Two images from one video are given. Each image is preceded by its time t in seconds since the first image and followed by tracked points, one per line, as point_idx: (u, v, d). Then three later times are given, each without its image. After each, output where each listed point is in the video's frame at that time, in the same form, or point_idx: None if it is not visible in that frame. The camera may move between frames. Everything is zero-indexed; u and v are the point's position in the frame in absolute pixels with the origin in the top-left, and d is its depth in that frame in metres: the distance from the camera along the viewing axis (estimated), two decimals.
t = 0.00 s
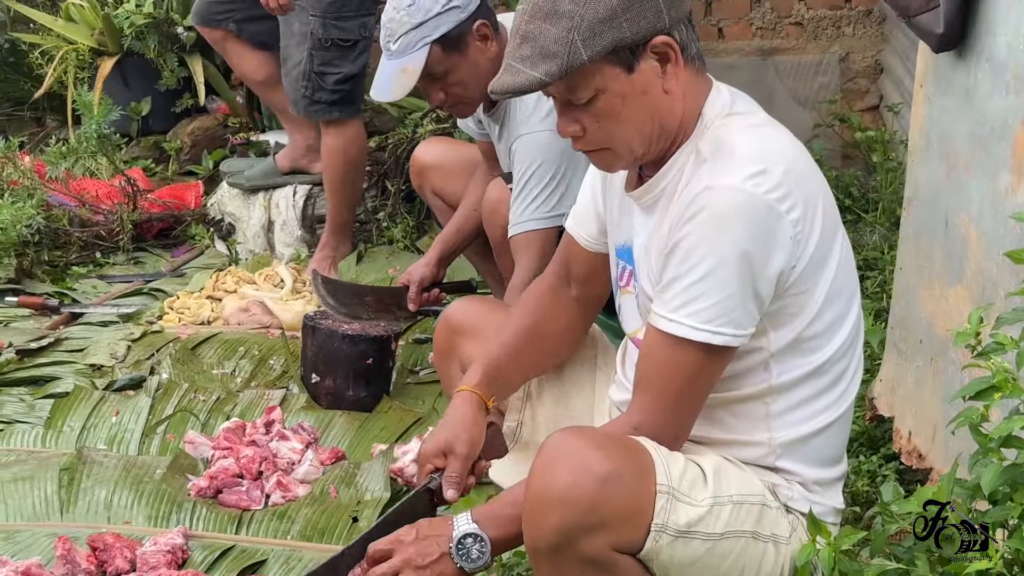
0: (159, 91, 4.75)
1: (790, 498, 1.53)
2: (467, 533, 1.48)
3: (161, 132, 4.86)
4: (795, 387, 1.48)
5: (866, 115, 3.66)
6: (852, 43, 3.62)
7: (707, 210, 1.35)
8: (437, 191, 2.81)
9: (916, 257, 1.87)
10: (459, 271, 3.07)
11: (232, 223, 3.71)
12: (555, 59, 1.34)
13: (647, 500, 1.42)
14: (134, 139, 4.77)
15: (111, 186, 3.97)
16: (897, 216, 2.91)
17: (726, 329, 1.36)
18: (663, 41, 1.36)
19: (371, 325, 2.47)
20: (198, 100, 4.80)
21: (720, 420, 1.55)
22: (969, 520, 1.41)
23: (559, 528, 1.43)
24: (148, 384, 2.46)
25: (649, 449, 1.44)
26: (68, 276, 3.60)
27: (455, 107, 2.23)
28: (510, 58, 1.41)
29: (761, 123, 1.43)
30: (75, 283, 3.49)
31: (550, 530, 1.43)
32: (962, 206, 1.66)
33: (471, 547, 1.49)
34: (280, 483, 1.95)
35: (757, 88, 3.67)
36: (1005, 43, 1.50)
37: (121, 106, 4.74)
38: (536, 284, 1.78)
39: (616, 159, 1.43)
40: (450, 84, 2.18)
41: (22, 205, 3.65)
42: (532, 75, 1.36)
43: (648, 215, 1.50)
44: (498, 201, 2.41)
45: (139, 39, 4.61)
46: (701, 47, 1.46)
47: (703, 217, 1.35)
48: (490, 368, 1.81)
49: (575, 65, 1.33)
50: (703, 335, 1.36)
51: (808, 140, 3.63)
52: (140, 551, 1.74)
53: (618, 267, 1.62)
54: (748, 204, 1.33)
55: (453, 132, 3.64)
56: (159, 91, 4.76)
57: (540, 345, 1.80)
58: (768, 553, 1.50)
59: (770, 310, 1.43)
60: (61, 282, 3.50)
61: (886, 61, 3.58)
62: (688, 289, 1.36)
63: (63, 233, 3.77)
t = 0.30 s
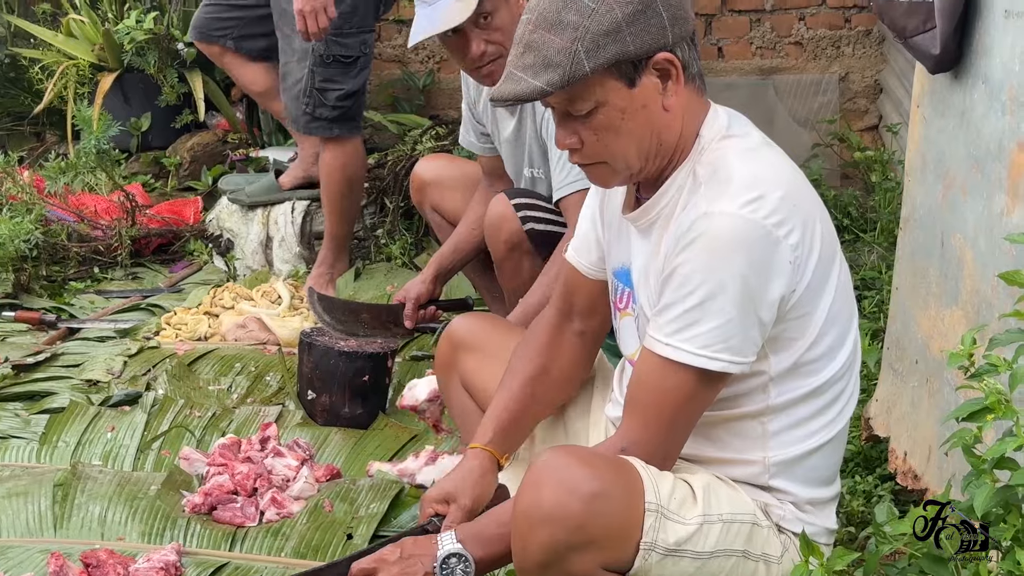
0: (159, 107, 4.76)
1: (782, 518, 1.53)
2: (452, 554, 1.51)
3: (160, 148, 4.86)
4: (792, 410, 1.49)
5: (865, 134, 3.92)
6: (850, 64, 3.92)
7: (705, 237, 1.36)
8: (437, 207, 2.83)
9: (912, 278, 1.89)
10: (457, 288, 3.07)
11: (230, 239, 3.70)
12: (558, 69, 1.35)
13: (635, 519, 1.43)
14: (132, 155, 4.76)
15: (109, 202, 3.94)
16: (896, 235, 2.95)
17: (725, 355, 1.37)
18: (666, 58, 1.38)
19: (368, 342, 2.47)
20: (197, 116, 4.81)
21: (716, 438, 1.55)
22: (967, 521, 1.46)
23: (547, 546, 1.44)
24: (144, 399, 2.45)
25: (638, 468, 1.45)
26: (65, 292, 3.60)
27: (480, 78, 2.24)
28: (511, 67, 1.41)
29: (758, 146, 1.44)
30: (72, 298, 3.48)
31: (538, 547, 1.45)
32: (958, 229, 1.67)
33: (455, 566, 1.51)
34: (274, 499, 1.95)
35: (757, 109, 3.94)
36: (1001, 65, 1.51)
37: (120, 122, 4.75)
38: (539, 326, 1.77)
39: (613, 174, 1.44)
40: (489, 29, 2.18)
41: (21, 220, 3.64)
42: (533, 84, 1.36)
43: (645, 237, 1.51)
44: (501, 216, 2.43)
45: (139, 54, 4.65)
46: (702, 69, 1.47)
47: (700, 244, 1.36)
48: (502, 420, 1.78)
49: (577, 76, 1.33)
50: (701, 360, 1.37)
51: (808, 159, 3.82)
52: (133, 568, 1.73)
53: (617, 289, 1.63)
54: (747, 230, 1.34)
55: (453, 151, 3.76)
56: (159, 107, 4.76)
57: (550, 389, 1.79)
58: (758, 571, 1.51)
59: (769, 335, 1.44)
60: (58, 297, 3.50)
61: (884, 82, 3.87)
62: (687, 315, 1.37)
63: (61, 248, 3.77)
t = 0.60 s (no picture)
0: (182, 118, 4.82)
1: (768, 513, 1.62)
2: (455, 542, 1.59)
3: (183, 158, 4.91)
4: (778, 411, 1.57)
5: (852, 147, 4.03)
6: (838, 81, 4.01)
7: (694, 246, 1.45)
8: (446, 213, 2.90)
9: (894, 284, 1.98)
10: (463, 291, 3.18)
11: (249, 244, 3.80)
12: (556, 91, 1.44)
13: (627, 513, 1.52)
14: (157, 164, 4.83)
15: (135, 210, 4.07)
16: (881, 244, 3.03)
17: (712, 358, 1.46)
18: (660, 79, 1.47)
19: (377, 341, 2.60)
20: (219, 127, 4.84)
21: (705, 438, 1.64)
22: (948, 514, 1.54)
23: (542, 539, 1.53)
24: (165, 395, 2.53)
25: (631, 465, 1.53)
26: (92, 292, 3.68)
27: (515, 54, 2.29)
28: (512, 88, 1.50)
29: (747, 160, 1.53)
30: (98, 299, 3.57)
31: (534, 540, 1.53)
32: (939, 237, 1.75)
33: (458, 553, 1.59)
34: (287, 491, 2.04)
35: (748, 124, 4.06)
36: (979, 82, 1.60)
37: (145, 132, 4.83)
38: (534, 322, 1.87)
39: (609, 189, 1.53)
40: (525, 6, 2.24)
41: (50, 225, 3.76)
42: (534, 106, 1.45)
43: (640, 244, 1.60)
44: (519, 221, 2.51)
45: (164, 68, 4.75)
46: (694, 87, 1.57)
47: (690, 253, 1.45)
48: (494, 403, 1.87)
49: (575, 98, 1.43)
50: (690, 363, 1.46)
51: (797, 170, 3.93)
52: (152, 555, 1.81)
53: (613, 296, 1.71)
54: (734, 241, 1.43)
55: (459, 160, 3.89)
56: (181, 118, 4.82)
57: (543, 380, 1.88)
58: (745, 564, 1.60)
59: (755, 339, 1.52)
60: (85, 298, 3.59)
61: (870, 98, 3.97)
62: (677, 320, 1.46)
63: (88, 251, 3.83)
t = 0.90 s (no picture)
0: (320, 181, 7.05)
1: (679, 422, 2.68)
2: (485, 442, 2.47)
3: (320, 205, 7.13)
4: (682, 358, 2.62)
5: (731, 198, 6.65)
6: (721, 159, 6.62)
7: (632, 258, 2.43)
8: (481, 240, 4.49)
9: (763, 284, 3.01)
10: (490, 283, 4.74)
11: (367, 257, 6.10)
12: (545, 168, 2.38)
13: (594, 424, 2.45)
14: (305, 209, 6.98)
15: (289, 233, 5.95)
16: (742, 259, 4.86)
17: (643, 326, 2.44)
18: (608, 158, 2.48)
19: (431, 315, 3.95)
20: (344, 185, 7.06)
21: (639, 378, 2.67)
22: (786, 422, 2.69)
23: (541, 441, 2.41)
24: (306, 350, 4.10)
25: (595, 394, 2.48)
26: (262, 284, 5.65)
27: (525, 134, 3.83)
28: (516, 164, 2.45)
29: (663, 206, 2.55)
30: (267, 289, 5.52)
31: (535, 441, 2.42)
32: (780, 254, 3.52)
33: (486, 448, 2.47)
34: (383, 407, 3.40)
35: (667, 187, 6.67)
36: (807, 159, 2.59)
37: (295, 187, 7.01)
38: (529, 300, 3.03)
39: (578, 225, 2.52)
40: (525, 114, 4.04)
41: (237, 243, 5.67)
42: (533, 175, 2.39)
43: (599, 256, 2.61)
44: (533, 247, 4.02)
45: (309, 148, 6.91)
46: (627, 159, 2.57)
47: (630, 263, 2.42)
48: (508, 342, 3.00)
49: (557, 172, 2.38)
50: (629, 330, 2.43)
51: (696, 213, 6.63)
52: (301, 446, 3.06)
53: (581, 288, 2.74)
54: (656, 257, 2.42)
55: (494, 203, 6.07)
56: (320, 181, 7.06)
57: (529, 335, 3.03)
58: (664, 454, 2.62)
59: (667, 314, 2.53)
60: (259, 288, 5.55)
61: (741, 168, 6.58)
62: (622, 304, 2.43)
63: (260, 261, 5.77)
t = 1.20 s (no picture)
0: (356, 183, 7.51)
1: (671, 397, 3.07)
2: (498, 404, 2.86)
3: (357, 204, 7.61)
4: (676, 340, 3.02)
5: (715, 201, 7.28)
6: (706, 167, 7.26)
7: (632, 255, 2.80)
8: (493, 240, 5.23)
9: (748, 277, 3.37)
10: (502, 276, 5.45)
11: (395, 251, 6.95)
12: (556, 171, 2.75)
13: (597, 398, 2.81)
14: (343, 208, 7.50)
15: (329, 228, 6.82)
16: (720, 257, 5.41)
17: (641, 315, 2.82)
18: (610, 165, 2.85)
19: (460, 301, 5.05)
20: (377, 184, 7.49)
21: (638, 358, 3.06)
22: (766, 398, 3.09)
23: (550, 412, 2.77)
24: (345, 330, 5.09)
25: (597, 372, 2.84)
26: (306, 274, 6.47)
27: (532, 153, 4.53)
28: (530, 167, 2.81)
29: (658, 208, 2.92)
30: (312, 278, 6.35)
31: (545, 412, 2.77)
32: (761, 248, 4.05)
33: (497, 410, 2.87)
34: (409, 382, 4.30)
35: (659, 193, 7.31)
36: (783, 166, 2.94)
37: (335, 189, 7.47)
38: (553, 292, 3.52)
39: (582, 222, 2.91)
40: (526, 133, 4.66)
41: (285, 237, 6.53)
42: (544, 177, 2.75)
43: (603, 251, 3.00)
44: (539, 244, 4.64)
45: (347, 154, 7.38)
46: (626, 166, 2.94)
47: (631, 261, 2.79)
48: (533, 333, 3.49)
49: (566, 176, 2.75)
50: (629, 319, 2.81)
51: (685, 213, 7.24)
52: (341, 414, 3.84)
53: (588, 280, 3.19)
54: (654, 255, 2.79)
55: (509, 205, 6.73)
56: (355, 182, 7.51)
57: (557, 324, 3.50)
58: (658, 424, 3.00)
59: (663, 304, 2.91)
60: (303, 276, 6.41)
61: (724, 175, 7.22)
62: (623, 296, 2.81)
63: (303, 253, 6.60)
